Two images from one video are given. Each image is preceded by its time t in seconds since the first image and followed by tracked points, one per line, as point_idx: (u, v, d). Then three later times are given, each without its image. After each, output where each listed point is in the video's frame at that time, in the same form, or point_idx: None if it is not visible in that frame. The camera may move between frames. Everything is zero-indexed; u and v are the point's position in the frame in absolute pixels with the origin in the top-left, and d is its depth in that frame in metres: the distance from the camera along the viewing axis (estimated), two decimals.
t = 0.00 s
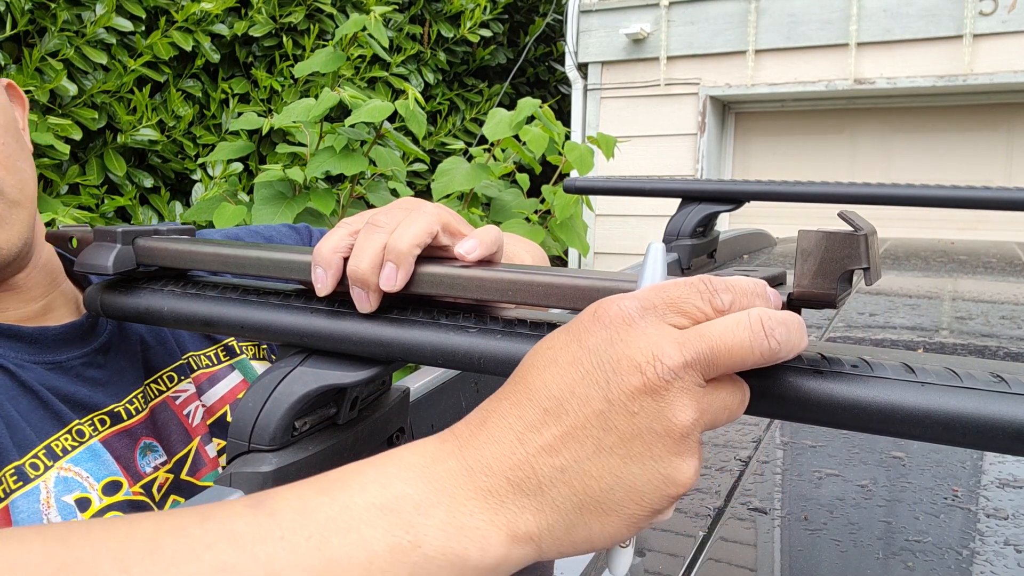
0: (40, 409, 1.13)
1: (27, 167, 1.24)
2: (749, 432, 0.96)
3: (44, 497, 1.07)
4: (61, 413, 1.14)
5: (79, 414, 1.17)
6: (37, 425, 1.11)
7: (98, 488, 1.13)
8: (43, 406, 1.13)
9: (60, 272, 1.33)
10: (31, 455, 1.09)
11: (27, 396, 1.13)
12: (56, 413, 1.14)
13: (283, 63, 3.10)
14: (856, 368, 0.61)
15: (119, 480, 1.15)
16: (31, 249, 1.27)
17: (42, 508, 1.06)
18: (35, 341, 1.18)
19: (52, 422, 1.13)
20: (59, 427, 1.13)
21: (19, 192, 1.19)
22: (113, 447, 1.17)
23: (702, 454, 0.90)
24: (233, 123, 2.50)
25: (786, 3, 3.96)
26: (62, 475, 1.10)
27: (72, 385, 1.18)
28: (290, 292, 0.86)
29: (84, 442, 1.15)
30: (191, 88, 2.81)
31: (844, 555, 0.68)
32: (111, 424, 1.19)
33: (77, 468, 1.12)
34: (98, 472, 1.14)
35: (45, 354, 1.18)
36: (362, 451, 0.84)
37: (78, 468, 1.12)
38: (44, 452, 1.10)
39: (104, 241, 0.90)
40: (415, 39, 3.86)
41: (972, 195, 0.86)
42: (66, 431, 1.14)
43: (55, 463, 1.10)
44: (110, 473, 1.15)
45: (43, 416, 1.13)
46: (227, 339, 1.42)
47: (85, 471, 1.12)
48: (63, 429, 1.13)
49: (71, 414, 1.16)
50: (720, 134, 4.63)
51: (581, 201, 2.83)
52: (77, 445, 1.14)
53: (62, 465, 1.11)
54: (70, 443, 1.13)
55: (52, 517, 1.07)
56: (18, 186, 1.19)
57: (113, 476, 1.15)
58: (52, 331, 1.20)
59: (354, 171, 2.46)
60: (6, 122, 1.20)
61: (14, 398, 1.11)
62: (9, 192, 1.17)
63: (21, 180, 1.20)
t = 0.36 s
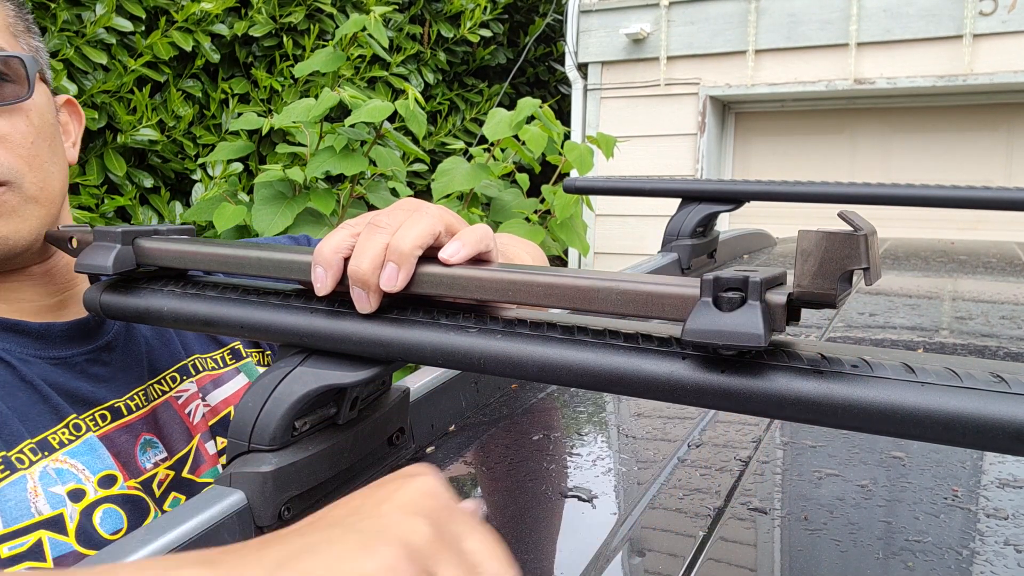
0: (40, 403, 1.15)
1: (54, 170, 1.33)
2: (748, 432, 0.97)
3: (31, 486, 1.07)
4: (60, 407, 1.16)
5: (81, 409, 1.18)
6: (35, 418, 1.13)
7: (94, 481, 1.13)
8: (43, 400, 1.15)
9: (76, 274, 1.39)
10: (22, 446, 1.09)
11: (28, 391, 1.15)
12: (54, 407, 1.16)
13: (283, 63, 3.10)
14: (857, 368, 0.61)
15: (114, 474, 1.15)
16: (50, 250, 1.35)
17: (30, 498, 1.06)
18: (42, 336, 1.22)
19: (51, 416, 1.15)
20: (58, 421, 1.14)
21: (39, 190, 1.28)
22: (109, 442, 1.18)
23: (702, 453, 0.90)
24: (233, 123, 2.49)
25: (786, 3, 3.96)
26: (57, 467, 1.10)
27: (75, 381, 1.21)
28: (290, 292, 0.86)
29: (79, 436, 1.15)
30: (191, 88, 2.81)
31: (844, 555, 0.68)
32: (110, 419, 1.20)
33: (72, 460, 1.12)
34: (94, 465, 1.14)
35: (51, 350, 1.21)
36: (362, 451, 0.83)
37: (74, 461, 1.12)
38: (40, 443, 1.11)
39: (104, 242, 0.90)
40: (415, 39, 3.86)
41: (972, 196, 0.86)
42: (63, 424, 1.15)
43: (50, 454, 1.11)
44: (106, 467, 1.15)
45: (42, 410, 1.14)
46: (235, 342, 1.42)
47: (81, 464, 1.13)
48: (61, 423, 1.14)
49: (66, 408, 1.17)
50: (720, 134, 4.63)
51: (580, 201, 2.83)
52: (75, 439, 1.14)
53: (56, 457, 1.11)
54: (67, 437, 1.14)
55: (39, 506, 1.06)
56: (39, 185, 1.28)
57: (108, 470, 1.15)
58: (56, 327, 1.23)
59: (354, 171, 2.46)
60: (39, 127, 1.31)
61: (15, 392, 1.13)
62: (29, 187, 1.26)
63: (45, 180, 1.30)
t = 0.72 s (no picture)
0: (27, 404, 1.13)
1: (60, 171, 1.33)
2: (748, 432, 0.97)
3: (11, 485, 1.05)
4: (48, 408, 1.15)
5: (70, 409, 1.18)
6: (21, 419, 1.11)
7: (81, 480, 1.12)
8: (31, 401, 1.14)
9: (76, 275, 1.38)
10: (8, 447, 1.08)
11: (15, 392, 1.14)
12: (41, 407, 1.15)
13: (283, 63, 3.10)
14: (857, 368, 0.61)
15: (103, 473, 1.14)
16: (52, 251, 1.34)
17: (8, 496, 1.04)
18: (32, 337, 1.20)
19: (39, 417, 1.13)
20: (44, 421, 1.13)
21: (44, 190, 1.28)
22: (100, 441, 1.17)
23: (702, 453, 0.90)
24: (233, 123, 2.50)
25: (786, 3, 3.96)
26: (44, 466, 1.09)
27: (65, 381, 1.20)
28: (290, 292, 0.86)
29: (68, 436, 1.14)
30: (191, 88, 2.81)
31: (843, 555, 0.68)
32: (100, 419, 1.19)
33: (60, 460, 1.11)
34: (81, 465, 1.13)
35: (42, 351, 1.20)
36: (362, 450, 0.83)
37: (61, 460, 1.12)
38: (27, 443, 1.10)
39: (104, 242, 0.90)
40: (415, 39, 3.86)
41: (973, 196, 0.86)
42: (51, 423, 1.14)
43: (37, 454, 1.10)
44: (94, 465, 1.14)
45: (29, 410, 1.13)
46: (233, 345, 1.42)
47: (68, 463, 1.12)
48: (48, 422, 1.13)
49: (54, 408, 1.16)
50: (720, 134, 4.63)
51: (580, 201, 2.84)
52: (63, 438, 1.14)
53: (43, 457, 1.10)
54: (55, 437, 1.13)
55: (21, 505, 1.05)
56: (44, 185, 1.28)
57: (97, 469, 1.14)
58: (47, 329, 1.22)
59: (354, 171, 2.46)
60: (46, 127, 1.31)
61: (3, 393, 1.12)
62: (34, 186, 1.27)
63: (50, 181, 1.30)
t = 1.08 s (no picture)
0: (23, 408, 1.12)
1: (56, 170, 1.37)
2: (747, 431, 0.97)
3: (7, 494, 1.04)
4: (44, 412, 1.14)
5: (70, 412, 1.18)
6: (18, 423, 1.10)
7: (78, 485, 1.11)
8: (27, 405, 1.12)
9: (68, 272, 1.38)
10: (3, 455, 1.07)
11: (13, 396, 1.12)
12: (38, 412, 1.13)
13: (283, 63, 3.10)
14: (857, 368, 0.61)
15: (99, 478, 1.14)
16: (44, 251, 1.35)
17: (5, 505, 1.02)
18: (30, 341, 1.19)
19: (35, 422, 1.12)
20: (42, 425, 1.12)
21: (47, 187, 1.33)
22: (97, 445, 1.17)
23: (702, 452, 0.90)
24: (233, 123, 2.50)
25: (786, 3, 3.96)
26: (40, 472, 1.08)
27: (63, 384, 1.19)
28: (290, 292, 0.86)
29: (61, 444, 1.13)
30: (191, 88, 2.81)
31: (844, 555, 0.68)
32: (94, 425, 1.19)
33: (56, 466, 1.10)
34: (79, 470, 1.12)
35: (39, 355, 1.19)
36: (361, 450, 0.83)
37: (57, 466, 1.10)
38: (20, 451, 1.09)
39: (104, 242, 0.90)
40: (415, 39, 3.86)
41: (973, 195, 0.86)
42: (46, 430, 1.12)
43: (32, 462, 1.09)
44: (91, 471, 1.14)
45: (26, 415, 1.12)
46: (230, 346, 1.42)
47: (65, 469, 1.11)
48: (45, 428, 1.12)
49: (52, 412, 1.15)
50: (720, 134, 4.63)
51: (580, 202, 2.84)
52: (59, 444, 1.13)
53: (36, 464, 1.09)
54: (50, 442, 1.12)
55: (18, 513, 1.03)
56: (48, 183, 1.33)
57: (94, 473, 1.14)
58: (44, 332, 1.20)
59: (354, 171, 2.46)
60: (41, 125, 1.34)
61: None
62: (40, 186, 1.31)
63: (50, 178, 1.34)
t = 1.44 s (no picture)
0: (24, 407, 1.13)
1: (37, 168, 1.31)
2: (748, 431, 0.97)
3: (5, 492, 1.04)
4: (43, 411, 1.15)
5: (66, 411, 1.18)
6: (16, 421, 1.11)
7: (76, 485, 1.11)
8: (26, 403, 1.14)
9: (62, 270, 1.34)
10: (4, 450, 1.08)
11: (10, 394, 1.14)
12: (37, 410, 1.14)
13: (283, 63, 3.10)
14: (857, 368, 0.61)
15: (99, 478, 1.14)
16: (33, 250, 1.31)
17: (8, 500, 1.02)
18: (27, 339, 1.19)
19: (34, 419, 1.14)
20: (40, 425, 1.13)
21: (28, 188, 1.25)
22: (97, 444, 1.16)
23: (702, 452, 0.90)
24: (233, 123, 2.50)
25: (786, 3, 3.96)
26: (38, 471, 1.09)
27: (63, 383, 1.20)
28: (290, 292, 0.86)
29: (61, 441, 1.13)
30: (192, 89, 2.81)
31: (843, 555, 0.68)
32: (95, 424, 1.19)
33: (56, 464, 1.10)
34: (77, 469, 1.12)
35: (35, 352, 1.19)
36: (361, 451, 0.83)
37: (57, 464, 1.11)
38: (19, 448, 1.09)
39: (104, 242, 0.90)
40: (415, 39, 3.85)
41: (973, 195, 0.86)
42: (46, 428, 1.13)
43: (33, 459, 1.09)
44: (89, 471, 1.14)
45: (26, 414, 1.13)
46: (232, 343, 1.42)
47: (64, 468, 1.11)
48: (43, 427, 1.13)
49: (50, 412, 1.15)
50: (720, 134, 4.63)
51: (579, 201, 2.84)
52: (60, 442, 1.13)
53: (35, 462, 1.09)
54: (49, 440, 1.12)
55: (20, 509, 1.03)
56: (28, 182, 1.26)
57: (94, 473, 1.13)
58: (42, 329, 1.21)
59: (354, 171, 2.46)
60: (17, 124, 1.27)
61: None
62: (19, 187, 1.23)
63: (31, 177, 1.27)
